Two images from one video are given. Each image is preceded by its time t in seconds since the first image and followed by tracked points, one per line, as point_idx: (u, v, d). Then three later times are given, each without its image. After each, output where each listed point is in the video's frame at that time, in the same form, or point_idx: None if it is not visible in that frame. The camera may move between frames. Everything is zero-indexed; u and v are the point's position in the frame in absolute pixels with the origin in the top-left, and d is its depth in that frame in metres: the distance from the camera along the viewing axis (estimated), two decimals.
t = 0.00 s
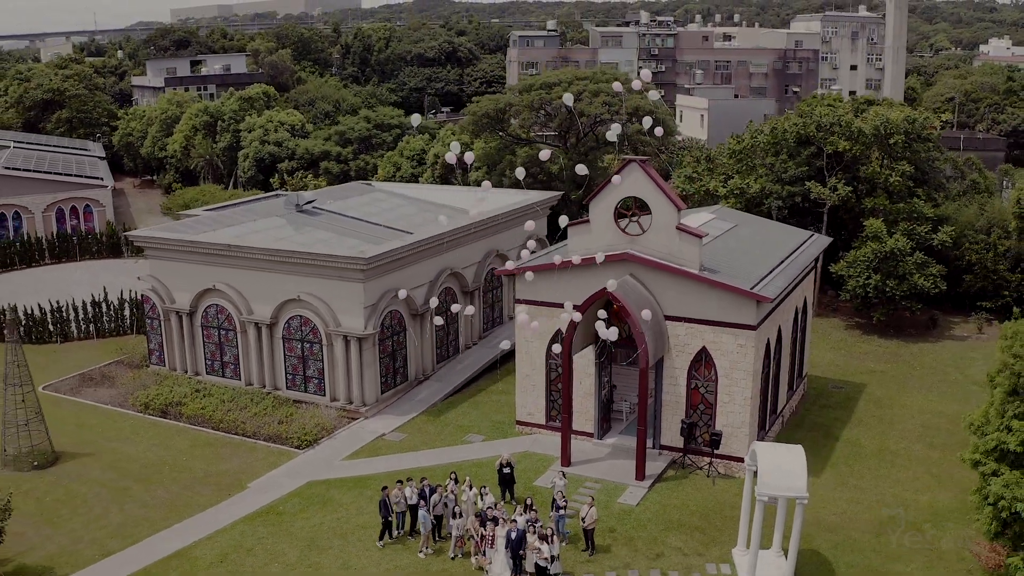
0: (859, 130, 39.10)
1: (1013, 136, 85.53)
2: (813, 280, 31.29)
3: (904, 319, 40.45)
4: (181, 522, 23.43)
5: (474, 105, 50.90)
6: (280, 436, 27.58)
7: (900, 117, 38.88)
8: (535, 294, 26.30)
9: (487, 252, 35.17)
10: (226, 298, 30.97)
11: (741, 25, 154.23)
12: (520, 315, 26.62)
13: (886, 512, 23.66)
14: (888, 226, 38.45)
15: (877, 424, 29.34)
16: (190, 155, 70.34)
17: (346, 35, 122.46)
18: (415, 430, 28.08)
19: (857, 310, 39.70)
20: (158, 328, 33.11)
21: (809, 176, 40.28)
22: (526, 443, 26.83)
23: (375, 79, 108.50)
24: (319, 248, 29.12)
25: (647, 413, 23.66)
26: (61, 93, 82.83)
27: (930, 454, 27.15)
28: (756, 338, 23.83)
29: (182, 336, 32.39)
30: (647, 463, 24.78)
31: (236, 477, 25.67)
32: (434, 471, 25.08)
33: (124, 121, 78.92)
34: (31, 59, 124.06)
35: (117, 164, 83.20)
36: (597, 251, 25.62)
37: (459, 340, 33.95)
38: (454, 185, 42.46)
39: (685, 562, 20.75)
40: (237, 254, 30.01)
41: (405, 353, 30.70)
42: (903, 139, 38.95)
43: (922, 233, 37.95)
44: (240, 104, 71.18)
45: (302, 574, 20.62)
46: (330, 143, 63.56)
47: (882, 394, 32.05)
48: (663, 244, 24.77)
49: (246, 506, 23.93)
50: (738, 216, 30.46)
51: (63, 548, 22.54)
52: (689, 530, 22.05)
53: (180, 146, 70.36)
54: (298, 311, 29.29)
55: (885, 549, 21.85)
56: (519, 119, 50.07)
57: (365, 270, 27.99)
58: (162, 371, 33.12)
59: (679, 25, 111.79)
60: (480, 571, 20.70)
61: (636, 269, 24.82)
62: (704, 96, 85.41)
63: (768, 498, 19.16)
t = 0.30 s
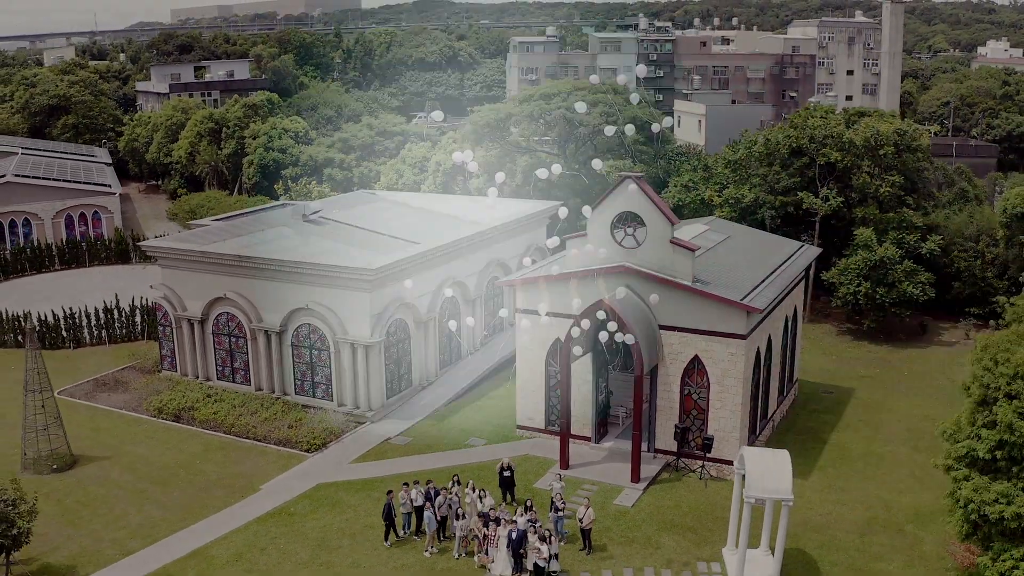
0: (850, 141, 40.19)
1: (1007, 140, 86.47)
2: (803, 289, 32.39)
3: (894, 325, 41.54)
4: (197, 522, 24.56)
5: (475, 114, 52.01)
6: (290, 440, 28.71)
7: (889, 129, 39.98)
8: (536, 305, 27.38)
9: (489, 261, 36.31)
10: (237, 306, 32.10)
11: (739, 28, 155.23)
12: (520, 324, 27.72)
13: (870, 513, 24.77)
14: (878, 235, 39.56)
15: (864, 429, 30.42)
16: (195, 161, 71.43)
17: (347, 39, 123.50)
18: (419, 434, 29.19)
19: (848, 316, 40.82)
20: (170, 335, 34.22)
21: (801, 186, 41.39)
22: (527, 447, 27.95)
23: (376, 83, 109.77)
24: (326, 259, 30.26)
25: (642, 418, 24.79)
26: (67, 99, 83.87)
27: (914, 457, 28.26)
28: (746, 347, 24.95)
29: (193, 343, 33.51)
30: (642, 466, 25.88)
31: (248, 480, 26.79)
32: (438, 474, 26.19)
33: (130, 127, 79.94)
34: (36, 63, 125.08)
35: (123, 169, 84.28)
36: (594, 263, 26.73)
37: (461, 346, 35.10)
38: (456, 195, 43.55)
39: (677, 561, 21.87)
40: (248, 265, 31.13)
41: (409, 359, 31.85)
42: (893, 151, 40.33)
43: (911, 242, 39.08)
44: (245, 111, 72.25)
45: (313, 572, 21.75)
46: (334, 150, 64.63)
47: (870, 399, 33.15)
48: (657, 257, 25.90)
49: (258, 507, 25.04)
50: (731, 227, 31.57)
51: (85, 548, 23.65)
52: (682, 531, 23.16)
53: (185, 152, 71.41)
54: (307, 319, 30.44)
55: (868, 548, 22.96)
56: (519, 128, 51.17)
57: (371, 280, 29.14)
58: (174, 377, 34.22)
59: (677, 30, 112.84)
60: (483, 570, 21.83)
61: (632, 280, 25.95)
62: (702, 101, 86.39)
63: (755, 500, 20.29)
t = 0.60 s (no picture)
0: (842, 150, 41.32)
1: (1001, 143, 87.41)
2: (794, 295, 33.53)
3: (886, 328, 42.66)
4: (213, 519, 25.70)
5: (477, 122, 53.18)
6: (300, 440, 29.86)
7: (880, 139, 41.15)
8: (537, 311, 28.42)
9: (490, 266, 37.44)
10: (247, 311, 33.20)
11: (738, 31, 156.29)
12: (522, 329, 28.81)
13: (857, 510, 25.91)
14: (869, 241, 40.73)
15: (853, 429, 31.54)
16: (201, 166, 72.56)
17: (349, 43, 124.55)
18: (425, 435, 30.33)
19: (841, 319, 41.95)
20: (182, 338, 35.32)
21: (794, 194, 42.51)
22: (528, 447, 29.07)
23: (377, 87, 111.10)
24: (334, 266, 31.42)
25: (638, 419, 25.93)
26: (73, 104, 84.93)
27: (901, 456, 29.38)
28: (738, 351, 26.08)
29: (205, 346, 34.62)
30: (638, 466, 27.01)
31: (260, 479, 27.93)
32: (443, 473, 27.33)
33: (136, 131, 80.97)
34: (40, 67, 126.03)
35: (128, 173, 85.34)
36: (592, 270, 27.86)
37: (464, 350, 36.28)
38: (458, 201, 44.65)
39: (671, 556, 23.03)
40: (258, 271, 32.24)
41: (414, 362, 33.00)
42: (883, 160, 41.44)
43: (901, 248, 40.28)
44: (250, 117, 73.56)
45: (326, 566, 22.92)
46: (337, 155, 65.75)
47: (860, 400, 34.27)
48: (652, 266, 27.05)
49: (271, 505, 26.19)
50: (725, 235, 32.71)
51: (106, 544, 24.72)
52: (676, 527, 24.31)
53: (190, 157, 72.53)
54: (316, 324, 31.58)
55: (854, 543, 24.09)
56: (520, 135, 52.29)
57: (378, 287, 30.29)
58: (186, 379, 35.33)
59: (676, 34, 113.92)
60: (486, 564, 23.01)
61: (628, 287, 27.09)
62: (701, 105, 87.40)
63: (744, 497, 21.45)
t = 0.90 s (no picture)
0: (833, 156, 42.52)
1: (996, 146, 88.36)
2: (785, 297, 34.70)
3: (877, 329, 43.82)
4: (227, 513, 26.86)
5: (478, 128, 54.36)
6: (309, 438, 31.03)
7: (871, 146, 42.34)
8: (537, 313, 29.55)
9: (492, 270, 38.60)
10: (257, 314, 34.37)
11: (738, 34, 157.30)
12: (523, 331, 29.97)
13: (843, 504, 27.08)
14: (860, 245, 41.90)
15: (843, 428, 32.69)
16: (206, 169, 73.69)
17: (351, 46, 125.57)
18: (429, 433, 31.51)
19: (832, 321, 43.13)
20: (194, 340, 36.47)
21: (788, 199, 43.67)
22: (528, 444, 30.25)
23: (379, 89, 112.13)
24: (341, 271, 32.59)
25: (634, 417, 27.10)
26: (79, 107, 86.05)
27: (888, 454, 30.55)
28: (729, 352, 27.26)
29: (216, 347, 35.78)
30: (634, 462, 28.18)
31: (272, 475, 29.09)
32: (447, 469, 28.50)
33: (141, 135, 82.07)
34: (45, 70, 127.09)
35: (134, 176, 86.50)
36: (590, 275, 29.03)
37: (467, 351, 37.46)
38: (460, 206, 45.82)
39: (665, 547, 24.19)
40: (268, 275, 33.39)
41: (418, 363, 34.18)
42: (874, 166, 42.67)
43: (891, 252, 41.44)
44: (255, 121, 74.70)
45: (337, 557, 24.10)
46: (341, 159, 66.90)
47: (850, 400, 35.44)
48: (648, 271, 28.21)
49: (282, 500, 27.37)
50: (719, 241, 33.88)
51: (125, 536, 25.83)
52: (670, 520, 25.48)
53: (196, 160, 73.67)
54: (324, 326, 32.77)
55: (840, 536, 25.26)
56: (520, 140, 53.45)
57: (384, 290, 31.46)
58: (198, 379, 36.50)
59: (675, 37, 115.04)
60: (489, 555, 24.18)
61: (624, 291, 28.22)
62: (699, 109, 88.42)
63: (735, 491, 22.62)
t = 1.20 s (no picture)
0: (823, 161, 43.76)
1: (990, 147, 89.25)
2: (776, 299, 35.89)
3: (867, 330, 44.99)
4: (239, 507, 28.01)
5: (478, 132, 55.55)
6: (317, 435, 32.20)
7: (860, 151, 43.55)
8: (537, 314, 30.69)
9: (493, 272, 39.78)
10: (266, 315, 35.52)
11: (736, 35, 157.98)
12: (522, 331, 31.15)
13: (830, 497, 28.25)
14: (850, 248, 43.12)
15: (831, 425, 33.89)
16: (210, 172, 74.89)
17: (351, 48, 126.64)
18: (433, 430, 32.67)
19: (824, 322, 44.34)
20: (203, 340, 37.63)
21: (779, 202, 44.88)
22: (528, 441, 31.42)
23: (379, 92, 113.13)
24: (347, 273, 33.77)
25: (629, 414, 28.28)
26: (84, 110, 87.05)
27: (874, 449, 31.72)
28: (721, 352, 28.44)
29: (225, 347, 36.94)
30: (630, 458, 29.35)
31: (282, 470, 30.26)
32: (450, 465, 29.66)
33: (146, 138, 83.15)
34: (48, 72, 128.01)
35: (138, 178, 87.58)
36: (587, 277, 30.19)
37: (468, 351, 38.64)
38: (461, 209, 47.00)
39: (659, 538, 25.37)
40: (276, 278, 34.55)
41: (422, 362, 35.36)
42: (864, 170, 43.90)
43: (880, 254, 42.67)
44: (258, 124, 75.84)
45: (346, 548, 25.28)
46: (343, 162, 68.06)
47: (839, 398, 36.62)
48: (643, 273, 29.36)
49: (292, 494, 28.54)
50: (712, 244, 35.07)
51: (142, 529, 26.95)
52: (663, 512, 26.66)
53: (200, 163, 74.85)
54: (331, 327, 33.95)
55: (826, 527, 26.44)
56: (519, 144, 54.62)
57: (389, 293, 32.63)
58: (208, 378, 37.67)
59: (672, 40, 116.18)
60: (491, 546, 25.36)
61: (620, 293, 29.36)
62: (696, 111, 89.51)
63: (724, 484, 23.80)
